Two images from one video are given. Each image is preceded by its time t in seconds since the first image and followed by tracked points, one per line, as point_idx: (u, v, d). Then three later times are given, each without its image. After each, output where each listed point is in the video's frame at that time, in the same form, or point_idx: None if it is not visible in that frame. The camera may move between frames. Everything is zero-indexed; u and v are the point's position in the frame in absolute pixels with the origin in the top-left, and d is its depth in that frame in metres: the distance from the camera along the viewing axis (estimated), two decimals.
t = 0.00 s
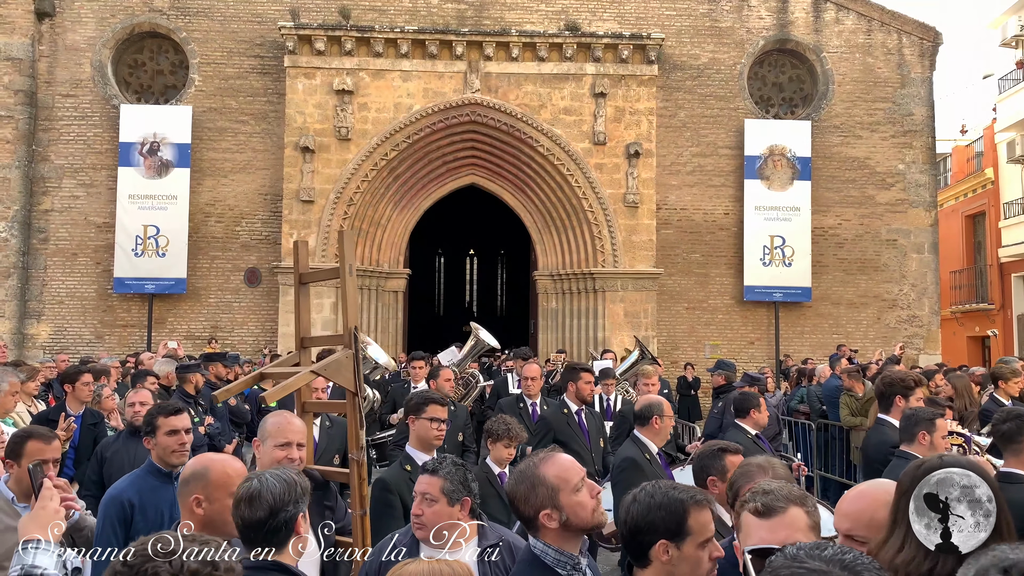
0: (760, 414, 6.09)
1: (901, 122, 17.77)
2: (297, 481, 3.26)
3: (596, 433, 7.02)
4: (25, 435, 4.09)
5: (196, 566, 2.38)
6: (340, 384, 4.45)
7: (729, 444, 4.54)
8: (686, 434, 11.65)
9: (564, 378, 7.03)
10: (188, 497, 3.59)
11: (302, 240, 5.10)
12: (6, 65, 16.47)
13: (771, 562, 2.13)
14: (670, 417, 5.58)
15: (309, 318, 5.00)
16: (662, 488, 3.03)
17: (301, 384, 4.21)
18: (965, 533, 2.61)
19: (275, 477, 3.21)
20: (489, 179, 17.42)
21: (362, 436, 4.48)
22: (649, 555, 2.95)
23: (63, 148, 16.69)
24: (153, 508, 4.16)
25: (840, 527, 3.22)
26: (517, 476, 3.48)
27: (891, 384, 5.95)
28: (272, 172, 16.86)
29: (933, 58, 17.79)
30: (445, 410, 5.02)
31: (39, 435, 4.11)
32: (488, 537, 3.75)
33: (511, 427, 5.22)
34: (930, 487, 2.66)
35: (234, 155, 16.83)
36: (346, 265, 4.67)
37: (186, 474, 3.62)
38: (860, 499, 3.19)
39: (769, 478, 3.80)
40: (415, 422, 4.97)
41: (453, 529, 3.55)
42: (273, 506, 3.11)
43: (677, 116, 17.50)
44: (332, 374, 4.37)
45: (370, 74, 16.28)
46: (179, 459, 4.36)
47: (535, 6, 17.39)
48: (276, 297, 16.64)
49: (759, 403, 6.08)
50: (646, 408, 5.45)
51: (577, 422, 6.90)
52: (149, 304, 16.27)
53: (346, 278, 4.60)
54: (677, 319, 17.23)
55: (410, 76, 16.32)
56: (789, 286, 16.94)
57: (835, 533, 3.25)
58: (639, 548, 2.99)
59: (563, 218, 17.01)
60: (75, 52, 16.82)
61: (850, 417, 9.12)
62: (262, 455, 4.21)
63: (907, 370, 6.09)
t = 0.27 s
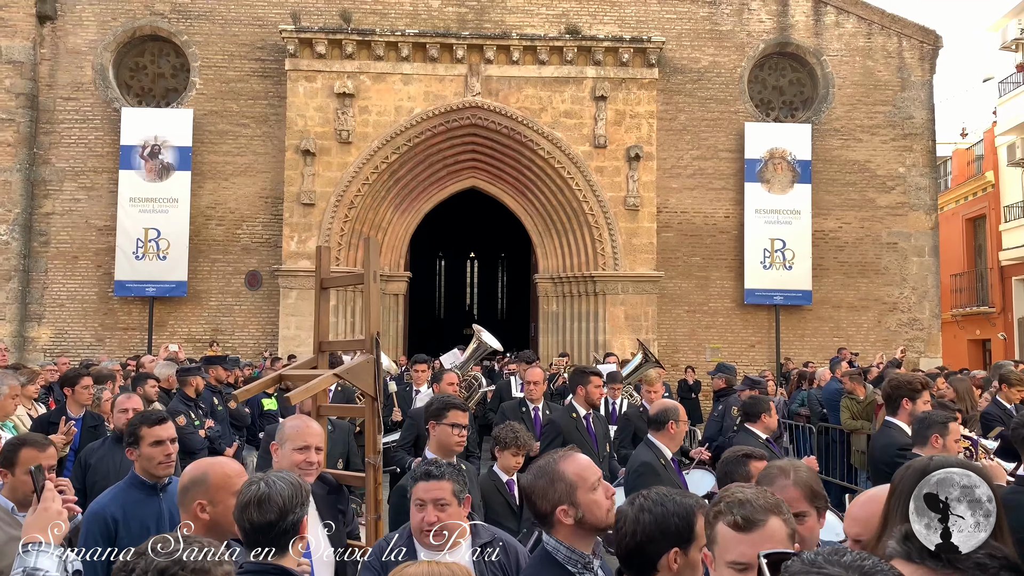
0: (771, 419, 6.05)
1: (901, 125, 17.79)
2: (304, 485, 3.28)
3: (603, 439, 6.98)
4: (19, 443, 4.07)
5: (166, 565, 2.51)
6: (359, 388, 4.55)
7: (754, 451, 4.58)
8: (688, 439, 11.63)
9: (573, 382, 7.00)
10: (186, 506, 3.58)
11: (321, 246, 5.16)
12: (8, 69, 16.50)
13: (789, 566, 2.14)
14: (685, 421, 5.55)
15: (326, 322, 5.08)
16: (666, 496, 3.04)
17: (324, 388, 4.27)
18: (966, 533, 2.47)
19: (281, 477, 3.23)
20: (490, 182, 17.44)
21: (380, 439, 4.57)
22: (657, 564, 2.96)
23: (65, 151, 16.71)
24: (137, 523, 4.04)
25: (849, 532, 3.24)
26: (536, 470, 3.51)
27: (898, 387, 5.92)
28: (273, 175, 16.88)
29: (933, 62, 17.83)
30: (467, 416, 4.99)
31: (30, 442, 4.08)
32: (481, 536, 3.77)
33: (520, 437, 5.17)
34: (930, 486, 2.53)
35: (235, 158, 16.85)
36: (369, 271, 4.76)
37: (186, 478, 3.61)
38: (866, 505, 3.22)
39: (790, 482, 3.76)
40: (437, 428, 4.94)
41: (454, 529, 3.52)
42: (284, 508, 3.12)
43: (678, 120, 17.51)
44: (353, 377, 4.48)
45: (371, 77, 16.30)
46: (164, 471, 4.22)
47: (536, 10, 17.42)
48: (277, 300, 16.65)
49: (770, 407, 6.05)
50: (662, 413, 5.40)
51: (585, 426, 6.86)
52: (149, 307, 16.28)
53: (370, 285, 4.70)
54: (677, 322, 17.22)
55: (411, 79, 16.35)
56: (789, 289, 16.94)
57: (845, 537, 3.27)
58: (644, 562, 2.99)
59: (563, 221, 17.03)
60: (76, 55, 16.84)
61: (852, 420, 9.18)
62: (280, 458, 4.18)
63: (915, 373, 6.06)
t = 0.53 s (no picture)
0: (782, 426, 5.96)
1: (901, 128, 17.79)
2: (298, 489, 3.25)
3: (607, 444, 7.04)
4: (12, 449, 3.83)
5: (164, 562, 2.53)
6: (369, 392, 4.51)
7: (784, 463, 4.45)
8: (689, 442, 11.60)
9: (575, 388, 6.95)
10: (186, 509, 3.56)
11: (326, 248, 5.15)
12: (8, 72, 16.50)
13: (794, 564, 2.15)
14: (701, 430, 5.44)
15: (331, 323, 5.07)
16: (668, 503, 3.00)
17: (334, 392, 4.26)
18: (966, 533, 2.48)
19: (272, 481, 3.22)
20: (490, 185, 17.43)
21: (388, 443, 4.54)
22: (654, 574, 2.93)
23: (65, 154, 16.71)
24: (136, 530, 4.02)
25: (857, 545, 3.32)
26: (560, 463, 3.54)
27: (908, 390, 5.82)
28: (273, 178, 16.88)
29: (933, 65, 17.83)
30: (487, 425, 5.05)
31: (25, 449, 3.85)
32: (490, 540, 3.74)
33: (526, 442, 5.11)
34: (929, 486, 2.57)
35: (235, 161, 16.84)
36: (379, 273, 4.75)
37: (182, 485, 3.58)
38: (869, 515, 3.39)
39: (811, 493, 3.52)
40: (456, 437, 4.98)
41: (455, 529, 3.43)
42: (273, 511, 3.09)
43: (678, 122, 17.50)
44: (364, 380, 4.45)
45: (371, 80, 16.31)
46: (164, 477, 4.19)
47: (536, 13, 17.44)
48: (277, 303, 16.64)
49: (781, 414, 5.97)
50: (681, 421, 5.27)
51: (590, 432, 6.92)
52: (149, 310, 16.26)
53: (380, 289, 4.72)
54: (678, 325, 17.20)
55: (411, 83, 16.36)
56: (789, 292, 16.93)
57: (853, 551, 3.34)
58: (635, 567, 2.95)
59: (563, 223, 17.02)
60: (77, 59, 16.85)
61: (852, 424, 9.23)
62: (290, 465, 4.06)
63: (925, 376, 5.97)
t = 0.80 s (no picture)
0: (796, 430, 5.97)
1: (901, 130, 17.80)
2: (281, 490, 3.21)
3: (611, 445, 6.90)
4: (7, 457, 3.63)
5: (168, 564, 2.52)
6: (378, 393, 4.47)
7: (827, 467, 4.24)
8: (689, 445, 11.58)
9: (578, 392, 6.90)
10: (183, 508, 3.56)
11: (322, 243, 5.08)
12: (8, 74, 16.52)
13: (800, 566, 2.16)
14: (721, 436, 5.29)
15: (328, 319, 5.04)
16: (654, 505, 2.97)
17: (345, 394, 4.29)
18: (965, 533, 2.59)
19: (252, 489, 3.19)
20: (490, 187, 17.44)
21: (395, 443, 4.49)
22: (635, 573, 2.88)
23: (65, 156, 16.72)
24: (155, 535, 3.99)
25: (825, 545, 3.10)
26: (582, 458, 3.89)
27: (924, 394, 5.80)
28: (273, 181, 16.89)
29: (932, 67, 17.84)
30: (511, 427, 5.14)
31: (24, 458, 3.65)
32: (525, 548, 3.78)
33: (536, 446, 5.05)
34: (930, 487, 2.61)
35: (235, 163, 16.85)
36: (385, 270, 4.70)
37: (177, 490, 3.60)
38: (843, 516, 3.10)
39: (802, 490, 3.63)
40: (481, 441, 5.09)
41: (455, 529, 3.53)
42: (247, 515, 3.12)
43: (677, 125, 17.51)
44: (374, 381, 4.39)
45: (371, 83, 16.32)
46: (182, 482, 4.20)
47: (536, 15, 17.46)
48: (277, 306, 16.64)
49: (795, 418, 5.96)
50: (701, 426, 5.17)
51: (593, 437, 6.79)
52: (149, 313, 16.27)
53: (385, 288, 4.69)
54: (677, 327, 17.21)
55: (411, 85, 16.37)
56: (789, 294, 16.94)
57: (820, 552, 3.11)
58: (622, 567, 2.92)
59: (563, 226, 17.02)
60: (77, 61, 16.87)
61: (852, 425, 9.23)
62: (301, 473, 4.01)
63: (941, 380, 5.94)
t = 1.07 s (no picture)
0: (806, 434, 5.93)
1: (900, 133, 17.81)
2: (272, 492, 3.19)
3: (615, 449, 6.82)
4: (14, 460, 3.81)
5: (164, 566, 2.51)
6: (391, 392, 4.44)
7: (853, 469, 4.00)
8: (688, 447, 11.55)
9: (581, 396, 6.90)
10: (181, 510, 3.56)
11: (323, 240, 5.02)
12: (8, 77, 16.54)
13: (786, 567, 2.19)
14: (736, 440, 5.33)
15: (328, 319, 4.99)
16: (642, 508, 2.97)
17: (365, 397, 4.25)
18: (965, 533, 2.66)
19: (243, 495, 3.19)
20: (489, 189, 17.43)
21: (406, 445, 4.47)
22: None
23: (65, 159, 16.73)
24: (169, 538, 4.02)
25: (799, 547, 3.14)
26: (596, 459, 4.09)
27: (941, 398, 5.79)
28: (273, 183, 16.89)
29: (932, 70, 17.86)
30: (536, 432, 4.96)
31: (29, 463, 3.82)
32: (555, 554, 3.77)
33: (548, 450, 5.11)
34: (930, 487, 2.70)
35: (235, 166, 16.85)
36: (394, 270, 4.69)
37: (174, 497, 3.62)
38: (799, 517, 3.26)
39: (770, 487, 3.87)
40: (506, 447, 4.92)
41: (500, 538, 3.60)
42: (238, 520, 3.13)
43: (677, 127, 17.52)
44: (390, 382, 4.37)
45: (371, 85, 16.34)
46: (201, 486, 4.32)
47: (535, 18, 17.48)
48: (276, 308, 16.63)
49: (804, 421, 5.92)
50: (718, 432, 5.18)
51: (596, 441, 6.71)
52: (149, 315, 16.26)
53: (396, 285, 4.64)
54: (677, 330, 17.20)
55: (411, 87, 16.39)
56: (789, 296, 16.94)
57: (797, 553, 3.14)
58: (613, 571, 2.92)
59: (563, 228, 17.02)
60: (77, 63, 16.88)
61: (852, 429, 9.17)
62: (311, 478, 3.99)
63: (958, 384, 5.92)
